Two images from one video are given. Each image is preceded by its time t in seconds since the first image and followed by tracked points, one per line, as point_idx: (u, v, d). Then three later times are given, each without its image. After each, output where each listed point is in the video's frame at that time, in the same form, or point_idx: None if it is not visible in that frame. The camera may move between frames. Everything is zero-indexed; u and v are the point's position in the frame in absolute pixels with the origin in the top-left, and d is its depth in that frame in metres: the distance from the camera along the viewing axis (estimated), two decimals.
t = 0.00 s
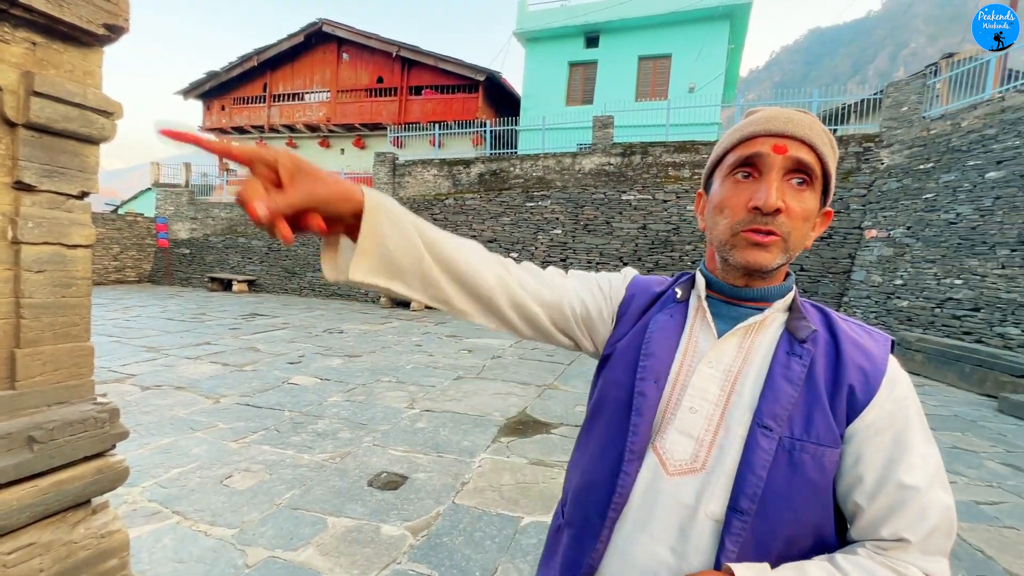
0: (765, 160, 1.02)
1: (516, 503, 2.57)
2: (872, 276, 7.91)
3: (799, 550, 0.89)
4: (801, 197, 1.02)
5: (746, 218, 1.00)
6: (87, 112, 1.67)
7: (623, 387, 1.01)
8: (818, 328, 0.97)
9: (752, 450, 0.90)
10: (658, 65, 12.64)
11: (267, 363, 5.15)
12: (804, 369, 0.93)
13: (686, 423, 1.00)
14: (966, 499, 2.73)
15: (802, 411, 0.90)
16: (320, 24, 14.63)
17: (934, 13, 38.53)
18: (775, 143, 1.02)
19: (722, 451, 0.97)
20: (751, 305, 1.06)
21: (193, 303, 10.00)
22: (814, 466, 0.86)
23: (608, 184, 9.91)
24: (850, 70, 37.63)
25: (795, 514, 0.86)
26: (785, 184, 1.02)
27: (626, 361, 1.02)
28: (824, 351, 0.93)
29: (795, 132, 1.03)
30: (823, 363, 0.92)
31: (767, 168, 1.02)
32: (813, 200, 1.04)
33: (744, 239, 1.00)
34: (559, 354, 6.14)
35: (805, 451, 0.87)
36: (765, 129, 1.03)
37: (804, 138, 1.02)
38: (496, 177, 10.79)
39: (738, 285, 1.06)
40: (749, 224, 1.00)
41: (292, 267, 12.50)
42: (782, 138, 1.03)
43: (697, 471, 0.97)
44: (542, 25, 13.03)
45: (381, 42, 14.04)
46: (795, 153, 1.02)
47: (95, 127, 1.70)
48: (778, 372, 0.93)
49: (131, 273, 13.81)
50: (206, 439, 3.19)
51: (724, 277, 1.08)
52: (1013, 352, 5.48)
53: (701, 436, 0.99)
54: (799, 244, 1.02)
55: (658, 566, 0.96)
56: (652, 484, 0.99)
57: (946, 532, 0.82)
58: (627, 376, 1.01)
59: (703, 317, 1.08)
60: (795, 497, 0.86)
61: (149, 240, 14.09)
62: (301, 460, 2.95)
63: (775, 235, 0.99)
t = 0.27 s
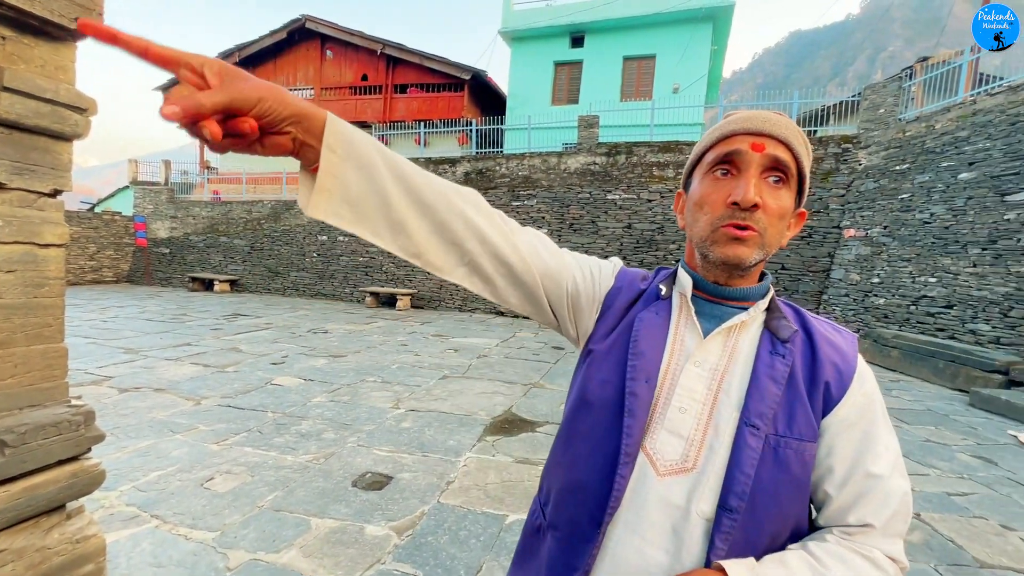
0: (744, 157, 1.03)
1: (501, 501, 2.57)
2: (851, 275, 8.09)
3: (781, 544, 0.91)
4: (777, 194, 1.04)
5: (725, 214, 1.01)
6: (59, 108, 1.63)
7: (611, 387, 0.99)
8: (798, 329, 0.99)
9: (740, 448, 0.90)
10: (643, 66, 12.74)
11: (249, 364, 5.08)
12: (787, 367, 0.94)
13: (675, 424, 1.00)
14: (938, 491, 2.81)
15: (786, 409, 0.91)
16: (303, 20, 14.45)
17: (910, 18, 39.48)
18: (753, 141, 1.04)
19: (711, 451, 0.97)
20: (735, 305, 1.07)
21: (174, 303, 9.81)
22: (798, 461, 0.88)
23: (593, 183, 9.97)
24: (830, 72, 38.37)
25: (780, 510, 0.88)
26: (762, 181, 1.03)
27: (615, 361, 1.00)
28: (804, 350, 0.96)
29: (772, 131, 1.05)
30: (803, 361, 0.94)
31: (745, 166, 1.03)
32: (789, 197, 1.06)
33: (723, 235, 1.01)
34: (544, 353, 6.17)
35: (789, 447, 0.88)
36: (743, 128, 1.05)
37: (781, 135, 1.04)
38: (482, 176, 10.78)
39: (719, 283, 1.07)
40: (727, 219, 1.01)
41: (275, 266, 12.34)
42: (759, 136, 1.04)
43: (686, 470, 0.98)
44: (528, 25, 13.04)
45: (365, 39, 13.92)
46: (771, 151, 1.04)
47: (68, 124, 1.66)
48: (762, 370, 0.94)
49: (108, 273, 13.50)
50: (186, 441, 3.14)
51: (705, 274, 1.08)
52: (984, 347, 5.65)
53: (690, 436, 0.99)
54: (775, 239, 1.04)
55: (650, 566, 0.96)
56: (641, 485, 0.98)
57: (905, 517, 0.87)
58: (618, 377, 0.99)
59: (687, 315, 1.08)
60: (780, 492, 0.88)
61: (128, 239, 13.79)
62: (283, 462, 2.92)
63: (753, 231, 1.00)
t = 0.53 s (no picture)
0: (734, 157, 1.05)
1: (489, 500, 2.58)
2: (831, 274, 8.25)
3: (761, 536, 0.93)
4: (764, 196, 1.06)
5: (713, 213, 1.04)
6: (35, 104, 1.59)
7: (593, 386, 1.01)
8: (776, 325, 1.02)
9: (720, 444, 0.92)
10: (629, 66, 12.83)
11: (233, 365, 5.01)
12: (764, 364, 0.96)
13: (656, 420, 1.02)
14: (915, 484, 2.89)
15: (764, 405, 0.93)
16: (287, 17, 14.30)
17: (889, 23, 40.35)
18: (744, 142, 1.06)
19: (692, 448, 0.99)
20: (714, 303, 1.09)
21: (155, 304, 9.62)
22: (775, 456, 0.90)
23: (580, 182, 10.02)
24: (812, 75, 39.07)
25: (757, 502, 0.90)
26: (750, 182, 1.06)
27: (595, 360, 1.02)
28: (781, 347, 0.98)
29: (762, 133, 1.08)
30: (780, 358, 0.97)
31: (734, 166, 1.06)
32: (772, 199, 1.09)
33: (711, 234, 1.03)
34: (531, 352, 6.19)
35: (767, 442, 0.91)
36: (735, 128, 1.07)
37: (770, 139, 1.07)
38: (469, 175, 10.77)
39: (701, 284, 1.09)
40: (716, 219, 1.03)
41: (259, 266, 12.17)
42: (749, 137, 1.07)
43: (668, 467, 1.00)
44: (515, 24, 13.06)
45: (350, 37, 13.82)
46: (760, 153, 1.06)
47: (44, 120, 1.62)
48: (741, 368, 0.96)
49: (86, 272, 13.20)
50: (169, 444, 3.09)
51: (688, 272, 1.10)
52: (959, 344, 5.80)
53: (671, 432, 1.01)
54: (760, 240, 1.07)
55: (632, 562, 0.98)
56: (624, 482, 1.00)
57: (882, 507, 0.89)
58: (598, 376, 1.01)
59: (668, 313, 1.09)
60: (758, 486, 0.90)
61: (107, 239, 13.49)
62: (268, 463, 2.89)
63: (740, 230, 1.03)
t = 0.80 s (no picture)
0: (690, 157, 1.06)
1: (476, 500, 2.58)
2: (812, 273, 8.43)
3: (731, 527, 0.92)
4: (722, 194, 1.06)
5: (671, 213, 1.04)
6: (9, 100, 1.55)
7: (563, 385, 1.05)
8: (741, 316, 1.00)
9: (683, 437, 0.92)
10: (615, 67, 12.92)
11: (215, 366, 4.93)
12: (728, 355, 0.95)
13: (624, 415, 1.03)
14: (892, 478, 2.97)
15: (728, 396, 0.92)
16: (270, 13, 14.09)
17: (867, 28, 41.26)
18: (700, 142, 1.06)
19: (657, 440, 0.99)
20: (681, 299, 1.10)
21: (133, 304, 9.40)
22: (740, 447, 0.89)
23: (567, 182, 10.07)
24: (793, 77, 39.81)
25: (723, 492, 0.90)
26: (707, 181, 1.05)
27: (564, 360, 1.07)
28: (747, 337, 0.96)
29: (719, 132, 1.07)
30: (746, 349, 0.95)
31: (691, 165, 1.06)
32: (734, 196, 1.08)
33: (669, 234, 1.04)
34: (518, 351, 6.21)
35: (731, 433, 0.90)
36: (690, 128, 1.07)
37: (728, 138, 1.06)
38: (456, 174, 10.74)
39: (667, 282, 1.10)
40: (673, 218, 1.04)
41: (242, 266, 11.98)
42: (706, 137, 1.06)
43: (637, 459, 1.01)
44: (501, 24, 13.06)
45: (335, 34, 13.69)
46: (717, 151, 1.05)
47: (19, 116, 1.58)
48: (705, 360, 0.96)
49: (61, 273, 12.85)
50: (149, 447, 3.03)
51: (655, 271, 1.12)
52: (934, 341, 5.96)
53: (638, 426, 1.02)
54: (721, 239, 1.06)
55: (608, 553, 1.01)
56: (593, 475, 1.03)
57: (860, 498, 0.86)
58: (565, 374, 1.06)
59: (637, 312, 1.12)
60: (724, 478, 0.90)
61: (83, 238, 13.16)
62: (252, 465, 2.85)
63: (697, 229, 1.03)
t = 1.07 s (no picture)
0: (656, 158, 1.07)
1: (467, 499, 2.58)
2: (800, 271, 8.54)
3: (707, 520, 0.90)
4: (691, 192, 1.05)
5: (640, 213, 1.06)
6: None
7: (546, 376, 1.06)
8: (720, 309, 0.99)
9: (655, 426, 0.92)
10: (605, 67, 12.96)
11: (203, 367, 4.88)
12: (705, 347, 0.94)
13: (601, 405, 1.01)
14: (878, 473, 3.02)
15: (703, 388, 0.91)
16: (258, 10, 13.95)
17: (854, 30, 41.82)
18: (666, 142, 1.07)
19: (633, 429, 0.97)
20: (661, 292, 1.09)
21: (119, 305, 9.26)
22: (714, 439, 0.88)
23: (557, 182, 10.09)
24: (781, 79, 40.23)
25: (697, 484, 0.88)
26: (675, 180, 1.06)
27: (547, 350, 1.08)
28: (724, 330, 0.95)
29: (686, 129, 1.06)
30: (724, 341, 0.94)
31: (659, 165, 1.07)
32: (707, 194, 1.07)
33: (638, 234, 1.06)
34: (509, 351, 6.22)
35: (705, 425, 0.88)
36: (656, 129, 1.08)
37: (694, 135, 1.05)
38: (447, 173, 10.71)
39: (646, 276, 1.10)
40: (642, 218, 1.05)
41: (230, 266, 11.86)
42: (672, 136, 1.07)
43: (613, 449, 0.98)
44: (492, 23, 13.05)
45: (325, 32, 13.58)
46: (683, 150, 1.05)
47: None
48: (680, 351, 0.95)
49: (44, 273, 12.62)
50: (136, 449, 2.99)
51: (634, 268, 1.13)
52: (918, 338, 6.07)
53: (615, 415, 1.00)
54: (694, 236, 1.06)
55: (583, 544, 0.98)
56: (569, 464, 1.01)
57: (839, 495, 0.83)
58: (547, 365, 1.07)
59: (619, 306, 1.12)
60: (698, 469, 0.88)
61: (67, 238, 12.95)
62: (241, 467, 2.83)
63: (665, 228, 1.04)
